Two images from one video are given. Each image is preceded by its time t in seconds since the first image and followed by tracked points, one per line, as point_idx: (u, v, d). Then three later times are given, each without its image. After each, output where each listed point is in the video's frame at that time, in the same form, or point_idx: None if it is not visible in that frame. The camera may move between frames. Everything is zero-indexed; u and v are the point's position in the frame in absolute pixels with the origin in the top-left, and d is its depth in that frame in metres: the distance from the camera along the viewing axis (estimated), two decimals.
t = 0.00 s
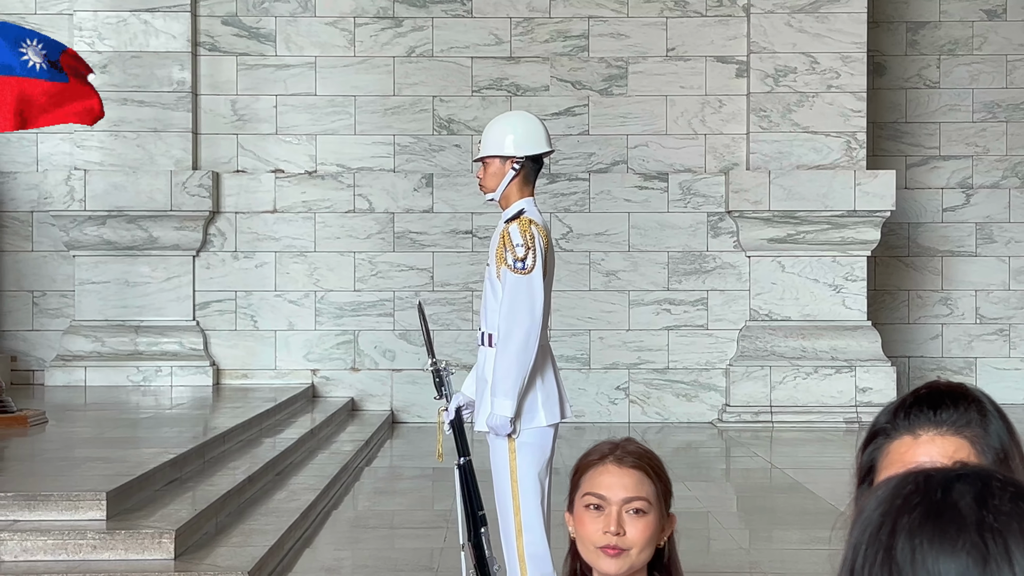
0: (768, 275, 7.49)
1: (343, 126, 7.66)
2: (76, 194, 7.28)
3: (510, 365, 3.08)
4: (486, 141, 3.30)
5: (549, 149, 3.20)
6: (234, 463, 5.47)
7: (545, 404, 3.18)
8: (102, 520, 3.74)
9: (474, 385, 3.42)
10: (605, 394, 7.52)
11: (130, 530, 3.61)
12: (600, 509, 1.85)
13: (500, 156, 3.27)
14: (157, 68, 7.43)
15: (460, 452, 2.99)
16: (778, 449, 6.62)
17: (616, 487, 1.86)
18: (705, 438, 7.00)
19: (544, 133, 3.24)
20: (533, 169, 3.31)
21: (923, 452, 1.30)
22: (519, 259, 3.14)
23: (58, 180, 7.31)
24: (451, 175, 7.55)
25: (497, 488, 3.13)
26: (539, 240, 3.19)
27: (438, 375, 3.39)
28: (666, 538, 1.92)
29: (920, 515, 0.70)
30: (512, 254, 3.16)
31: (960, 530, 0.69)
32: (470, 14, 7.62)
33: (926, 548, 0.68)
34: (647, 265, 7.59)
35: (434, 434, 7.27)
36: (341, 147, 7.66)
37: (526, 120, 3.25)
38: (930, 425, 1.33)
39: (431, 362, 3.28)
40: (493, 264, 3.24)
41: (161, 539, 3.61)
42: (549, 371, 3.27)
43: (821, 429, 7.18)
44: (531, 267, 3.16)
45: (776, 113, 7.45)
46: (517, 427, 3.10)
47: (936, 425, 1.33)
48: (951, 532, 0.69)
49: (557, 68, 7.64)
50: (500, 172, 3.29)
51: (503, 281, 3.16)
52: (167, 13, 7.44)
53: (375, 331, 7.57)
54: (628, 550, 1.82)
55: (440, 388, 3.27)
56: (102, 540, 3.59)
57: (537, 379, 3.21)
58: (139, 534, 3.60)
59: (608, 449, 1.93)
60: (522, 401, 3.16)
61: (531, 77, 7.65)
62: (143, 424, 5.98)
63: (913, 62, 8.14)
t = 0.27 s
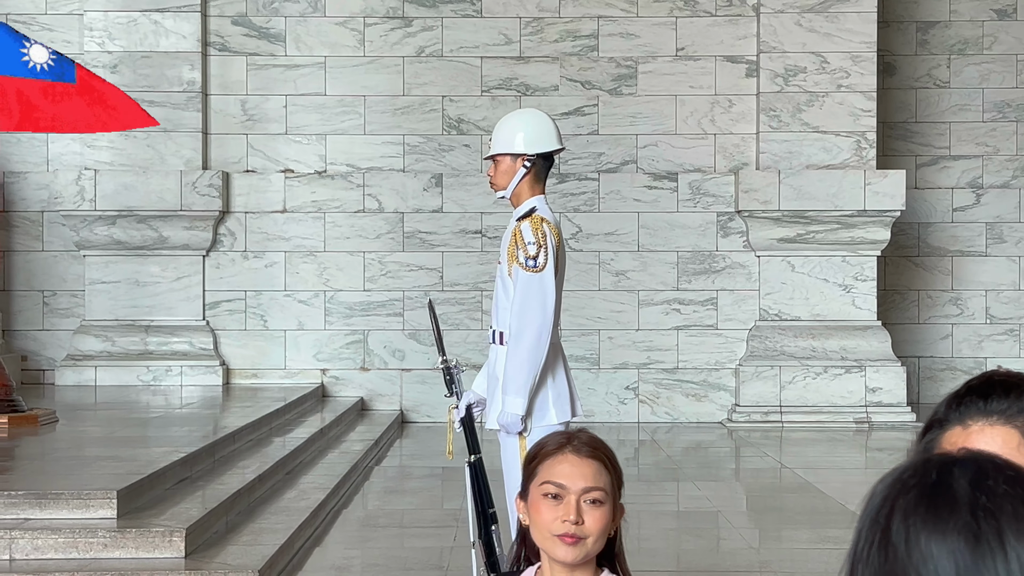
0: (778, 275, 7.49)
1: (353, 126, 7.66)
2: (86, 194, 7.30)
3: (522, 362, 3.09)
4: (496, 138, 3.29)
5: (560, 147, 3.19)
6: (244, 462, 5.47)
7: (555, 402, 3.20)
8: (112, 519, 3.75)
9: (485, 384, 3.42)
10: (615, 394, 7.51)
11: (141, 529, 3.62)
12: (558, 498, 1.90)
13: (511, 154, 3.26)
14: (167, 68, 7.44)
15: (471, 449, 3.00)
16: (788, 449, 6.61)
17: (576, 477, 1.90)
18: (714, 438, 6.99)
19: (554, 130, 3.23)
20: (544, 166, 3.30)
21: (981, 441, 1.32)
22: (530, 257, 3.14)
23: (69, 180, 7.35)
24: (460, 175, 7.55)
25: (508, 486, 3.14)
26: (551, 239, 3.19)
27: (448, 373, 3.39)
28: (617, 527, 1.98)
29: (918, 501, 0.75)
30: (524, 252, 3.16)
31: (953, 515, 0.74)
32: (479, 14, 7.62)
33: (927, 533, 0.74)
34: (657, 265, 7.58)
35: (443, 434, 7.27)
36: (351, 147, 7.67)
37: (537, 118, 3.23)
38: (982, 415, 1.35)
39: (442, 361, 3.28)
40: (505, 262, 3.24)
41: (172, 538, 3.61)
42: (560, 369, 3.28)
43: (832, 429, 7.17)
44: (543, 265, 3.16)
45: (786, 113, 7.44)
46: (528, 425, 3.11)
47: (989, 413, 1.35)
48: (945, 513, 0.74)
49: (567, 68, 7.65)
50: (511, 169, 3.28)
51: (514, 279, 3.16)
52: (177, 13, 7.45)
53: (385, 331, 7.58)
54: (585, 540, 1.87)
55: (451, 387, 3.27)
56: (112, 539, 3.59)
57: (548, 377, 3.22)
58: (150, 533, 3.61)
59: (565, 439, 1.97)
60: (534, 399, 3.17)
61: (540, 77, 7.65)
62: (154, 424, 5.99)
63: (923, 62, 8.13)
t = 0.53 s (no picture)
0: (791, 274, 7.48)
1: (365, 125, 7.67)
2: (100, 193, 7.33)
3: (535, 361, 3.09)
4: (510, 136, 3.29)
5: (573, 145, 3.19)
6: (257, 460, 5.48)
7: (568, 399, 3.23)
8: (126, 517, 3.75)
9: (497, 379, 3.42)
10: (627, 394, 7.51)
11: (154, 527, 3.62)
12: (530, 495, 1.92)
13: (524, 151, 3.27)
14: (180, 68, 7.46)
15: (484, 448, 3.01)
16: (801, 449, 6.60)
17: (547, 473, 1.93)
18: (727, 438, 6.98)
19: (567, 127, 3.22)
20: (558, 164, 3.29)
21: None
22: (544, 256, 3.13)
23: (82, 180, 7.42)
24: (473, 174, 7.55)
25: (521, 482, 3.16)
26: (564, 237, 3.18)
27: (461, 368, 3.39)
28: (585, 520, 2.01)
29: (907, 481, 0.81)
30: (537, 251, 3.15)
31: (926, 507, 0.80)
32: (492, 13, 7.63)
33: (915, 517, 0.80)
34: (669, 265, 7.58)
35: (455, 434, 7.27)
36: (363, 147, 7.67)
37: (551, 115, 3.23)
38: None
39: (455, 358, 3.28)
40: (518, 260, 3.23)
41: (185, 536, 3.61)
42: (573, 366, 3.29)
43: (844, 428, 7.16)
44: (556, 262, 3.15)
45: (799, 112, 7.43)
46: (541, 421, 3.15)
47: None
48: (921, 491, 0.80)
49: (579, 68, 7.64)
50: (524, 167, 3.28)
51: (527, 277, 3.15)
52: (190, 13, 7.46)
53: (397, 331, 7.58)
54: (559, 534, 1.90)
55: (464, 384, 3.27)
56: (126, 537, 3.60)
57: (560, 374, 3.24)
58: (163, 531, 3.61)
59: (532, 435, 2.00)
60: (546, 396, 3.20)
61: (553, 76, 7.65)
62: (167, 423, 6.00)
63: (936, 61, 8.12)
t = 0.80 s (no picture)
0: (805, 274, 7.46)
1: (379, 125, 7.68)
2: (115, 194, 7.34)
3: (550, 360, 3.05)
4: (525, 136, 3.25)
5: (588, 143, 3.14)
6: (272, 460, 5.49)
7: (583, 399, 3.19)
8: (141, 516, 3.75)
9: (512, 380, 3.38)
10: (641, 393, 7.51)
11: (168, 526, 3.62)
12: (527, 493, 1.89)
13: (539, 151, 3.22)
14: (195, 68, 7.47)
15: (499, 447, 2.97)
16: (815, 449, 6.59)
17: (544, 471, 1.89)
18: (741, 438, 6.97)
19: (581, 125, 3.18)
20: (572, 164, 3.25)
21: None
22: (559, 254, 3.09)
23: (96, 180, 7.39)
24: (487, 174, 7.56)
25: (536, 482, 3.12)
26: (579, 236, 3.14)
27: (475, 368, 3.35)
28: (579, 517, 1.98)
29: (887, 476, 0.78)
30: (552, 249, 3.12)
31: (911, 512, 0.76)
32: (506, 13, 7.63)
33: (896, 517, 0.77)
34: (683, 265, 7.57)
35: (469, 433, 7.27)
36: (377, 147, 7.68)
37: (567, 113, 3.18)
38: None
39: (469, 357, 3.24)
40: (533, 260, 3.20)
41: (200, 535, 3.60)
42: (587, 365, 3.26)
43: (859, 428, 7.14)
44: (572, 262, 3.12)
45: (813, 111, 7.42)
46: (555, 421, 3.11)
47: None
48: (893, 486, 0.77)
49: (593, 67, 7.64)
50: (539, 167, 3.23)
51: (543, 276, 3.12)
52: (205, 13, 7.48)
53: (411, 331, 7.59)
54: (558, 531, 1.87)
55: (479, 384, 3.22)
56: (141, 535, 3.60)
57: (575, 374, 3.21)
58: (178, 530, 3.61)
59: (523, 433, 1.95)
60: (561, 396, 3.16)
61: (567, 76, 7.65)
62: (181, 422, 6.02)
63: (951, 60, 8.10)
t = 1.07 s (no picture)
0: (820, 274, 7.46)
1: (393, 125, 7.69)
2: (130, 193, 7.40)
3: (564, 359, 2.98)
4: (539, 134, 3.16)
5: (602, 143, 3.06)
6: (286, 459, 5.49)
7: (598, 398, 3.13)
8: (156, 514, 3.72)
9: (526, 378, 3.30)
10: (655, 393, 7.50)
11: (183, 524, 3.58)
12: (542, 492, 1.83)
13: (554, 150, 3.13)
14: (209, 68, 7.49)
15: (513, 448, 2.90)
16: (829, 448, 6.58)
17: (558, 470, 1.84)
18: (755, 438, 6.96)
19: (597, 124, 3.07)
20: (587, 162, 3.16)
21: None
22: (574, 254, 3.01)
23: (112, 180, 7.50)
24: (500, 174, 7.56)
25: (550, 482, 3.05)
26: (594, 236, 3.05)
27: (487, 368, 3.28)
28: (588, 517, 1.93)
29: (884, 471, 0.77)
30: (566, 249, 3.03)
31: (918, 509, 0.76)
32: (520, 13, 7.63)
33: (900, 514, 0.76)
34: (697, 264, 7.56)
35: (483, 433, 7.26)
36: (391, 146, 7.69)
37: (581, 112, 3.10)
38: None
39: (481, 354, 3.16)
40: (546, 259, 3.11)
41: (215, 533, 3.57)
42: (602, 364, 3.18)
43: (873, 428, 7.13)
44: (586, 261, 3.03)
45: (827, 111, 7.41)
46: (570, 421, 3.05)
47: None
48: (892, 471, 0.76)
49: (607, 67, 7.64)
50: (553, 165, 3.14)
51: (557, 275, 3.05)
52: (219, 13, 7.50)
53: (425, 330, 7.60)
54: (571, 531, 1.83)
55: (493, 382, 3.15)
56: (156, 534, 3.57)
57: (590, 373, 3.14)
58: (193, 528, 3.57)
59: (536, 431, 1.90)
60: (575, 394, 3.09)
61: (580, 76, 7.65)
62: (196, 420, 6.03)
63: (966, 60, 8.08)
